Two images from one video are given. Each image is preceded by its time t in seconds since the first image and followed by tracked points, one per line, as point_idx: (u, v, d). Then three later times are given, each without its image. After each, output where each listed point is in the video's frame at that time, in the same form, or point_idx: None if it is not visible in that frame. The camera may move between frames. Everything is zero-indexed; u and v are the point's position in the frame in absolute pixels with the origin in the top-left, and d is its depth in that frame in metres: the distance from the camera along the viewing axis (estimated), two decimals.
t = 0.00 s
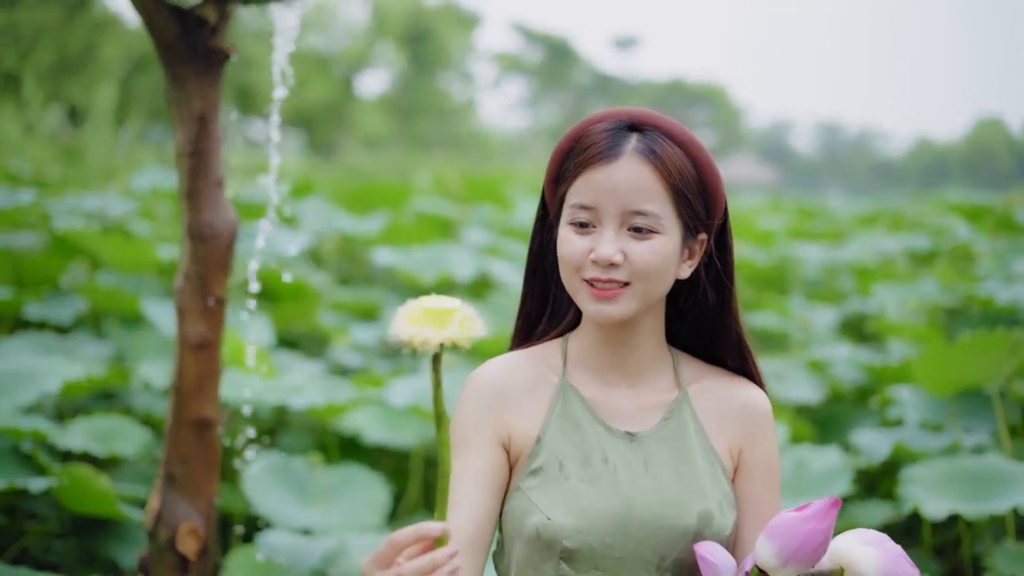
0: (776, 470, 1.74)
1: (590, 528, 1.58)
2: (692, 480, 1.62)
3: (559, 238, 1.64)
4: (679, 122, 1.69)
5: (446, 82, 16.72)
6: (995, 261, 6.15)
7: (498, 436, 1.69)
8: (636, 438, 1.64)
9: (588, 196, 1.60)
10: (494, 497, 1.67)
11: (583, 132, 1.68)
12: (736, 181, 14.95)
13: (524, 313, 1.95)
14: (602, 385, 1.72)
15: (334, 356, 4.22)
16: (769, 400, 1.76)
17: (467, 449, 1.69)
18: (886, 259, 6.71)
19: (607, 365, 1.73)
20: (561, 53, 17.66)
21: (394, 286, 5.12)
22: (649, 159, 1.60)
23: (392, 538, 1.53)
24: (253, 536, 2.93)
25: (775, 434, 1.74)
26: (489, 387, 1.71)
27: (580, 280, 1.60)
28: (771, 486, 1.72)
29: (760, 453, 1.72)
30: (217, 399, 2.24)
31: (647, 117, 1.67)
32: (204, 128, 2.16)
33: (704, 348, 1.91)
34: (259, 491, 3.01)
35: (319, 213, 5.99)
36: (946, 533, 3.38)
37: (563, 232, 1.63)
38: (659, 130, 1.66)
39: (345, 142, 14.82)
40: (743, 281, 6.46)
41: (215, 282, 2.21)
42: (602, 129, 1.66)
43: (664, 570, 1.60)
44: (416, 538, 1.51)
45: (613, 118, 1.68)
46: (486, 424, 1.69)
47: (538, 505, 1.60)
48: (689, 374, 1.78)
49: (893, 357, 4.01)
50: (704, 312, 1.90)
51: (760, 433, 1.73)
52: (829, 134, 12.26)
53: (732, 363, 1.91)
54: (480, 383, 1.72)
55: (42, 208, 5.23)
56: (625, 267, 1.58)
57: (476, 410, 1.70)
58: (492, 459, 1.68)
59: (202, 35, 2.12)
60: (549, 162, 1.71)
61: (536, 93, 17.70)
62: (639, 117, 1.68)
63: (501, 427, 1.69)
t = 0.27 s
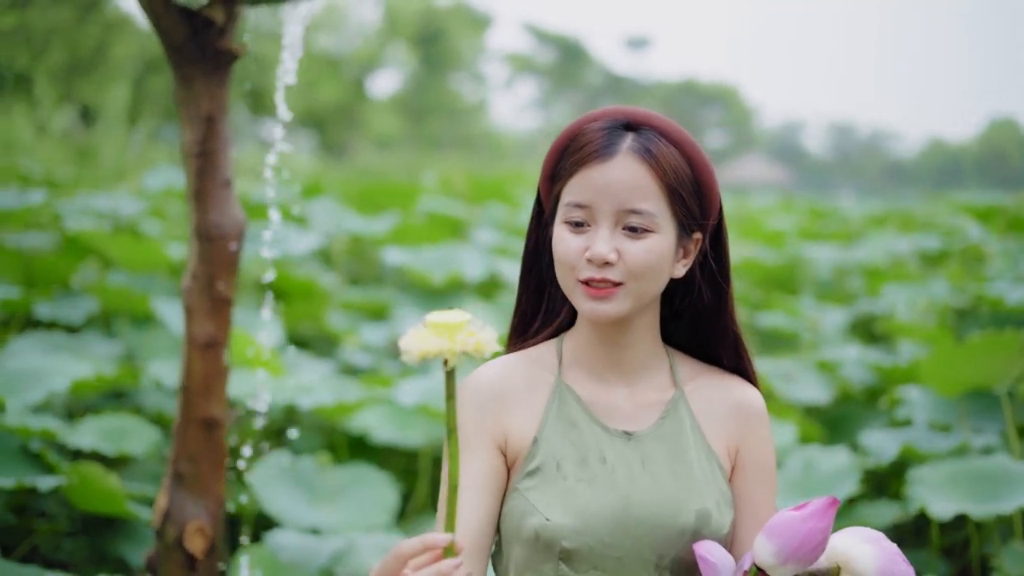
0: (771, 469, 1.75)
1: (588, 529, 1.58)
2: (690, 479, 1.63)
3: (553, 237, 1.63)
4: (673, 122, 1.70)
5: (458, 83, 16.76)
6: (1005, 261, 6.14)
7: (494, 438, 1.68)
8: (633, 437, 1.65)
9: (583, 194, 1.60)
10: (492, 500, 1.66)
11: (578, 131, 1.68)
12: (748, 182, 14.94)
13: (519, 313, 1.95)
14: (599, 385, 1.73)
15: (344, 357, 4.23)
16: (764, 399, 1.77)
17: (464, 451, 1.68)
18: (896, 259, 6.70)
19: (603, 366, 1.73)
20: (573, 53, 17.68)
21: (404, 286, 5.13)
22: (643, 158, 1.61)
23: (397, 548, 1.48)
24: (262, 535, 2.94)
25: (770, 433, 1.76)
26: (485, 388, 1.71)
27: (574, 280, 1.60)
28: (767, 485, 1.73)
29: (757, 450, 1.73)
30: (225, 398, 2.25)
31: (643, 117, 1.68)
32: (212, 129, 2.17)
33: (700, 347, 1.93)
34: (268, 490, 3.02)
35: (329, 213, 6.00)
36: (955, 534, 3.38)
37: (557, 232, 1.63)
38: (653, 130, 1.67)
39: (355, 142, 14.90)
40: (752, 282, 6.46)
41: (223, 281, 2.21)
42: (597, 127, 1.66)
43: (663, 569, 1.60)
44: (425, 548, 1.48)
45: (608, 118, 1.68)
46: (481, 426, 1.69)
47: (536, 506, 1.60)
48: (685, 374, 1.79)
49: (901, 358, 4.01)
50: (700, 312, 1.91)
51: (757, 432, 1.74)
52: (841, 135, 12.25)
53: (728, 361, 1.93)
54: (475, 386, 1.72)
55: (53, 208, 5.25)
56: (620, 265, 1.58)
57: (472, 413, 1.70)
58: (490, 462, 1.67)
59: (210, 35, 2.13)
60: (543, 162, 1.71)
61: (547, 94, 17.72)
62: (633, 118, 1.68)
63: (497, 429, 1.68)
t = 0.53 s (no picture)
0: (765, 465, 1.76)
1: (584, 528, 1.59)
2: (685, 477, 1.64)
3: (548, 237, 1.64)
4: (667, 120, 1.71)
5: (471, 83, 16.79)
6: (1019, 261, 6.12)
7: (489, 439, 1.69)
8: (629, 436, 1.66)
9: (578, 192, 1.61)
10: (490, 501, 1.68)
11: (573, 130, 1.69)
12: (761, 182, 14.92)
13: (513, 313, 1.96)
14: (594, 385, 1.74)
15: (354, 357, 4.24)
16: (758, 397, 1.78)
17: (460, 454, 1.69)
18: (908, 259, 6.68)
19: (598, 365, 1.74)
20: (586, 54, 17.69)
21: (416, 286, 5.14)
22: (638, 154, 1.62)
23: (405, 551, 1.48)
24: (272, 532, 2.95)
25: (764, 431, 1.77)
26: (481, 390, 1.72)
27: (569, 278, 1.60)
28: (762, 483, 1.74)
29: (751, 448, 1.74)
30: (233, 396, 2.26)
31: (636, 115, 1.69)
32: (221, 128, 2.18)
33: (694, 346, 1.93)
34: (278, 489, 3.03)
35: (341, 212, 6.02)
36: (965, 534, 3.38)
37: (552, 230, 1.63)
38: (648, 127, 1.68)
39: (368, 142, 14.93)
40: (764, 282, 6.46)
41: (232, 282, 2.22)
42: (591, 126, 1.67)
43: (659, 568, 1.61)
44: (433, 553, 1.47)
45: (603, 117, 1.69)
46: (477, 427, 1.70)
47: (531, 506, 1.61)
48: (680, 372, 1.80)
49: (912, 358, 4.01)
50: (693, 311, 1.92)
51: (750, 430, 1.75)
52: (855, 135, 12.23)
53: (723, 360, 1.94)
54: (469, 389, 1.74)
55: (67, 208, 5.27)
56: (615, 263, 1.58)
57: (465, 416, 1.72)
58: (486, 464, 1.68)
59: (220, 36, 2.14)
60: (538, 162, 1.72)
61: (561, 94, 17.73)
62: (627, 116, 1.69)
63: (492, 431, 1.69)
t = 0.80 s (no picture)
0: (761, 464, 1.76)
1: (580, 528, 1.60)
2: (681, 475, 1.64)
3: (543, 233, 1.64)
4: (662, 119, 1.72)
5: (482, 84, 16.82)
6: None
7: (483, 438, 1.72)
8: (625, 434, 1.67)
9: (575, 188, 1.61)
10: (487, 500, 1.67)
11: (568, 127, 1.70)
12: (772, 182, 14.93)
13: (509, 313, 1.97)
14: (590, 383, 1.75)
15: (364, 356, 4.26)
16: (752, 394, 1.79)
17: (455, 456, 1.72)
18: (919, 260, 6.67)
19: (594, 364, 1.76)
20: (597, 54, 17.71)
21: (426, 286, 5.15)
22: (635, 151, 1.63)
23: (410, 550, 1.48)
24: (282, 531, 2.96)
25: (758, 428, 1.77)
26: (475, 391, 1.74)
27: (565, 275, 1.61)
28: (757, 483, 1.74)
29: (746, 446, 1.75)
30: (243, 394, 2.27)
31: (632, 113, 1.70)
32: (230, 128, 2.19)
33: (689, 343, 1.93)
34: (286, 487, 3.04)
35: (352, 212, 6.04)
36: (974, 535, 3.38)
37: (547, 227, 1.63)
38: (643, 125, 1.69)
39: (380, 143, 14.97)
40: (774, 282, 6.46)
41: (241, 280, 2.23)
42: (587, 123, 1.68)
43: (654, 566, 1.62)
44: (437, 553, 1.46)
45: (598, 114, 1.70)
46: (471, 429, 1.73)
47: (528, 506, 1.62)
48: (675, 370, 1.81)
49: (921, 358, 4.01)
50: (689, 308, 1.92)
51: (745, 428, 1.76)
52: (867, 135, 12.23)
53: (718, 357, 1.93)
54: (462, 391, 1.75)
55: (78, 208, 5.29)
56: (612, 258, 1.59)
57: (462, 418, 1.73)
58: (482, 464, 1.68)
59: (229, 36, 2.15)
60: (533, 160, 1.72)
61: (572, 94, 17.75)
62: (623, 114, 1.70)
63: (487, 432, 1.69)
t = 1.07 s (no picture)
0: (758, 458, 1.78)
1: (581, 525, 1.61)
2: (681, 471, 1.65)
3: (545, 226, 1.65)
4: (665, 113, 1.73)
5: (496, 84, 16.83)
6: None
7: (482, 437, 1.73)
8: (624, 430, 1.67)
9: (578, 181, 1.62)
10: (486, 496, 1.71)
11: (571, 120, 1.70)
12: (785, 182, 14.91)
13: (506, 304, 1.98)
14: (589, 379, 1.76)
15: (376, 356, 4.27)
16: (750, 388, 1.81)
17: (455, 456, 1.73)
18: (932, 260, 6.66)
19: (593, 360, 1.77)
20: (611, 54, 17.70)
21: (438, 285, 5.16)
22: (638, 145, 1.64)
23: (429, 547, 1.50)
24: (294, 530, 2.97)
25: (756, 422, 1.79)
26: (472, 391, 1.75)
27: (567, 267, 1.62)
28: (754, 475, 1.77)
29: (745, 440, 1.77)
30: (253, 392, 2.29)
31: (635, 108, 1.71)
32: (240, 127, 2.20)
33: (687, 338, 1.94)
34: (298, 486, 3.05)
35: (365, 212, 6.05)
36: (986, 534, 3.37)
37: (549, 220, 1.64)
38: (646, 119, 1.70)
39: (394, 143, 14.99)
40: (787, 281, 6.45)
41: (251, 278, 2.24)
42: (590, 116, 1.69)
43: (654, 562, 1.63)
44: (457, 551, 1.49)
45: (602, 108, 1.71)
46: (469, 428, 1.73)
47: (527, 504, 1.62)
48: (673, 364, 1.83)
49: (933, 358, 4.00)
50: (687, 304, 1.93)
51: (744, 422, 1.78)
52: (881, 135, 12.20)
53: (715, 353, 1.94)
54: (462, 390, 1.76)
55: (91, 207, 5.31)
56: (615, 252, 1.60)
57: (460, 417, 1.74)
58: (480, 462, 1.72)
59: (240, 36, 2.16)
60: (534, 153, 1.73)
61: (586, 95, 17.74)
62: (625, 108, 1.71)
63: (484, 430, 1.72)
